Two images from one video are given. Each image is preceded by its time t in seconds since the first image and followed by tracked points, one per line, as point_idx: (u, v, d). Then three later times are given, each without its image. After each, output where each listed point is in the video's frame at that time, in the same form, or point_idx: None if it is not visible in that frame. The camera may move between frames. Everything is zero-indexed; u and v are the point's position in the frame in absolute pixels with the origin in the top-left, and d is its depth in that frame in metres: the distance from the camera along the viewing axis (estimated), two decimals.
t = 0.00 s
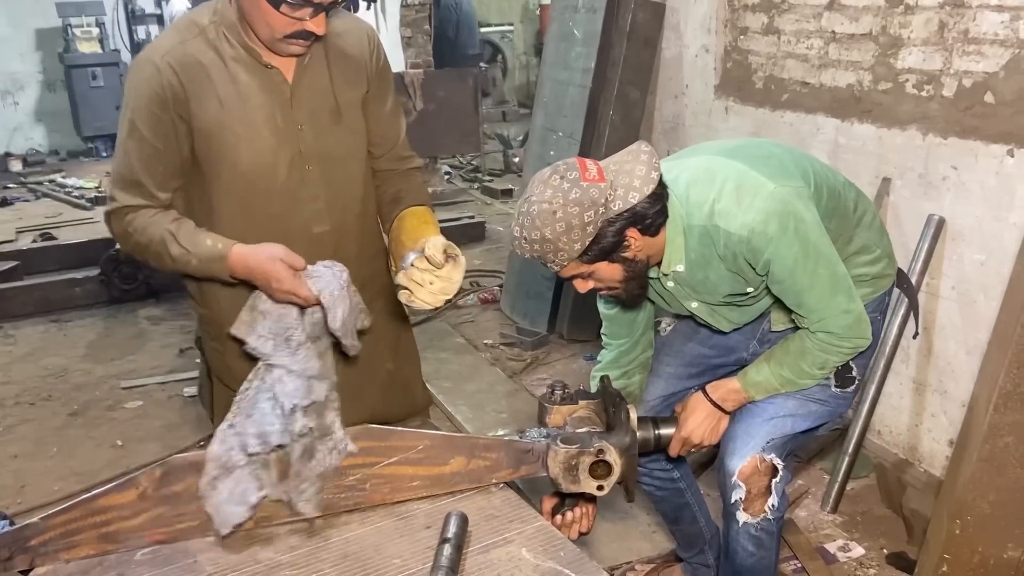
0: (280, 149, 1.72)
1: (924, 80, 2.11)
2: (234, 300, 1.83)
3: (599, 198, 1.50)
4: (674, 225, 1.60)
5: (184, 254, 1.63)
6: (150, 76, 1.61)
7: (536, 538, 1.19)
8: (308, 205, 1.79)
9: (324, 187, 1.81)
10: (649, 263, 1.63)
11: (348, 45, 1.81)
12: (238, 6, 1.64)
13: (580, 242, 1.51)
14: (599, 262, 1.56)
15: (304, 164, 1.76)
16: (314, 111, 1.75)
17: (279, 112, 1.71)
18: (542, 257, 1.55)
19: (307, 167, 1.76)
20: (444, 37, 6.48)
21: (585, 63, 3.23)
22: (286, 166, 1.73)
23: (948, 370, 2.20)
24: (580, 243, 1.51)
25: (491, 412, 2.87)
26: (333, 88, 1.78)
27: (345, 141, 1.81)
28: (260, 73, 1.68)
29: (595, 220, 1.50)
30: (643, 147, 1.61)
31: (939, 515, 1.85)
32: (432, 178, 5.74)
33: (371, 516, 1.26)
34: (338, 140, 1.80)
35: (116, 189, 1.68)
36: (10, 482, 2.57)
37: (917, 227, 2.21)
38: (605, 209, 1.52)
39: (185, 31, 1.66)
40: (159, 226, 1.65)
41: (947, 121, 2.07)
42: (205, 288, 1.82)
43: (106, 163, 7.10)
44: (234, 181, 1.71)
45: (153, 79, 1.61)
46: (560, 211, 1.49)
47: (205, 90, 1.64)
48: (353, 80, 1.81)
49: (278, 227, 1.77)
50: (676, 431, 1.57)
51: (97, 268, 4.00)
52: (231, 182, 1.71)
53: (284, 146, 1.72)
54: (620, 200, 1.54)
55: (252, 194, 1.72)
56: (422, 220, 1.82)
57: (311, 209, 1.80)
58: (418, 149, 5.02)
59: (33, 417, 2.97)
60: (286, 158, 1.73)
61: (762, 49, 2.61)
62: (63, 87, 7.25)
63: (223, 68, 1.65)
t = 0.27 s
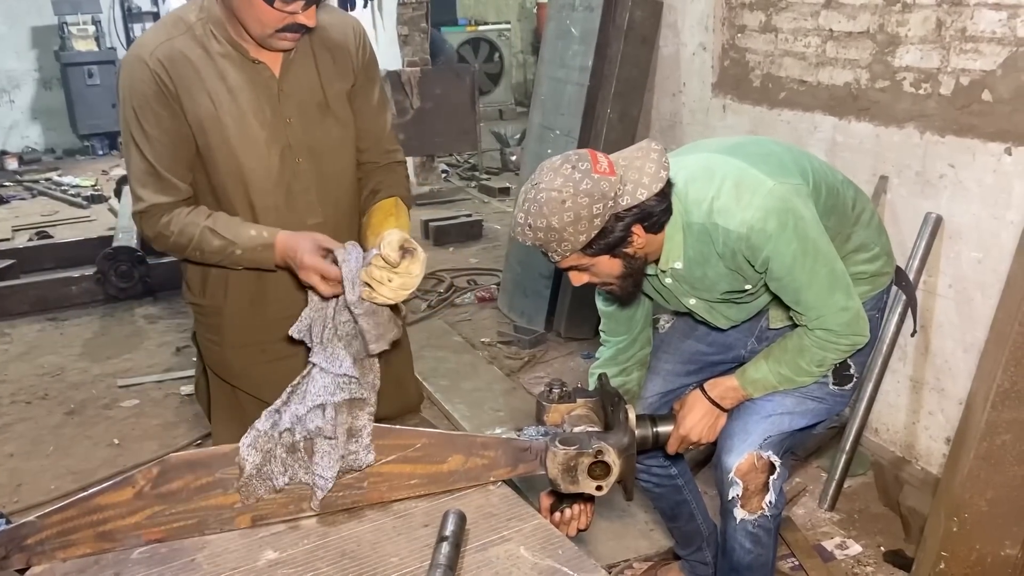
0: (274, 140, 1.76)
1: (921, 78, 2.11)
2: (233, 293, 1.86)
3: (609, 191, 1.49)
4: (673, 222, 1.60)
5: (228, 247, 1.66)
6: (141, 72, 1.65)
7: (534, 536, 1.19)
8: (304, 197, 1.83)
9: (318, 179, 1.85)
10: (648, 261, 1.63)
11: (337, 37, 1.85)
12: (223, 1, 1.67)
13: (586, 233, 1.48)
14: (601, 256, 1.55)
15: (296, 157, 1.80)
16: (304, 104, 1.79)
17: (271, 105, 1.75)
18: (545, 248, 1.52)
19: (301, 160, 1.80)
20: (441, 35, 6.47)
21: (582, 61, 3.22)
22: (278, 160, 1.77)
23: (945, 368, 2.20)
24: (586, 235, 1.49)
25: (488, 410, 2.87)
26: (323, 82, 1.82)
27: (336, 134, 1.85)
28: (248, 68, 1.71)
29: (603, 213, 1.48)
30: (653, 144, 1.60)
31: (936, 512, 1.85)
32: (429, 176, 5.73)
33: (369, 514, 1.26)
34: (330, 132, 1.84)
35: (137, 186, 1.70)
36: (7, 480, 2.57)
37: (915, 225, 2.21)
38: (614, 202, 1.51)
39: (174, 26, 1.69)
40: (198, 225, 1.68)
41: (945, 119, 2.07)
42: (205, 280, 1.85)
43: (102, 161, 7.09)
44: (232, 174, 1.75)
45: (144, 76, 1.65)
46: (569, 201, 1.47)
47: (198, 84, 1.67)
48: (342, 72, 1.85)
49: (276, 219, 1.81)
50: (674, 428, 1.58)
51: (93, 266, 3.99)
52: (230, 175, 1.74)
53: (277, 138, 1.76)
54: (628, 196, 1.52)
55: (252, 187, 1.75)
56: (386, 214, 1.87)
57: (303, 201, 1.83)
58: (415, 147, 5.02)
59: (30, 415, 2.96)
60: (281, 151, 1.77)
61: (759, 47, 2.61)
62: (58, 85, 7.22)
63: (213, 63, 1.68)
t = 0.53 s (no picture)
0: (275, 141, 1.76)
1: (918, 77, 2.11)
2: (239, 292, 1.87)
3: (623, 192, 1.46)
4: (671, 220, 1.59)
5: (238, 261, 1.69)
6: (141, 78, 1.64)
7: (531, 535, 1.19)
8: (304, 197, 1.84)
9: (319, 177, 1.85)
10: (638, 262, 1.62)
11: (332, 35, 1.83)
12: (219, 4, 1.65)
13: (593, 228, 1.46)
14: (601, 252, 1.54)
15: (296, 156, 1.80)
16: (302, 104, 1.79)
17: (270, 106, 1.74)
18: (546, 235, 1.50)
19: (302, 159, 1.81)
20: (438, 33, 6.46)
21: (580, 59, 3.22)
22: (279, 160, 1.77)
23: (942, 367, 2.21)
24: (592, 230, 1.46)
25: (485, 409, 2.87)
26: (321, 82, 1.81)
27: (335, 132, 1.85)
28: (246, 70, 1.70)
29: (613, 212, 1.46)
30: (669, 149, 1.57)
31: (933, 511, 1.86)
32: (426, 175, 5.73)
33: (366, 513, 1.26)
34: (330, 131, 1.84)
35: (144, 190, 1.71)
36: (3, 480, 2.56)
37: (912, 223, 2.21)
38: (625, 203, 1.48)
39: (170, 31, 1.68)
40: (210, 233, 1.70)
41: (941, 118, 2.08)
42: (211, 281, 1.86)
43: (98, 159, 7.08)
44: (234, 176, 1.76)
45: (145, 81, 1.64)
46: (583, 193, 1.44)
47: (197, 88, 1.67)
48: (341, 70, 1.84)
49: (279, 218, 1.83)
50: (671, 427, 1.57)
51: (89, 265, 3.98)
52: (232, 177, 1.74)
53: (276, 139, 1.76)
54: (640, 197, 1.50)
55: (255, 188, 1.76)
56: (379, 210, 1.88)
57: (304, 199, 1.84)
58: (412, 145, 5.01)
59: (26, 414, 2.96)
60: (282, 151, 1.77)
61: (756, 46, 2.61)
62: (55, 83, 7.20)
63: (211, 66, 1.67)
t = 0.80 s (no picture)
0: (339, 159, 1.69)
1: (915, 76, 2.11)
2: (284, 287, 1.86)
3: (628, 192, 1.46)
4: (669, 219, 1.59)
5: (282, 270, 1.66)
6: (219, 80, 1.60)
7: (528, 535, 1.19)
8: (359, 216, 1.77)
9: (382, 198, 1.78)
10: (637, 262, 1.63)
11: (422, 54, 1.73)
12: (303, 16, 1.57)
13: (596, 226, 1.46)
14: (602, 251, 1.54)
15: (358, 175, 1.72)
16: (372, 125, 1.70)
17: (341, 122, 1.67)
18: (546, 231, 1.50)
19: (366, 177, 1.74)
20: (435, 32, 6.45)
21: (577, 58, 3.21)
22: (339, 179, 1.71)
23: (939, 366, 2.21)
24: (596, 228, 1.46)
25: (483, 409, 2.87)
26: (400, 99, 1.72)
27: (402, 156, 1.76)
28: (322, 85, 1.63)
29: (617, 211, 1.47)
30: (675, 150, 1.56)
31: (930, 510, 1.86)
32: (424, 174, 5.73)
33: (363, 513, 1.26)
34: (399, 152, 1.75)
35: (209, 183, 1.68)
36: None
37: (909, 222, 2.21)
38: (629, 202, 1.49)
39: (254, 34, 1.62)
40: (261, 239, 1.68)
41: (939, 117, 2.08)
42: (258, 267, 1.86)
43: (94, 158, 7.06)
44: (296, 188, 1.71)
45: (221, 83, 1.59)
46: (589, 190, 1.43)
47: (271, 98, 1.61)
48: (418, 91, 1.74)
49: (330, 233, 1.77)
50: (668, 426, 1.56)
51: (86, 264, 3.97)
52: (291, 188, 1.69)
53: (341, 157, 1.69)
54: (644, 198, 1.51)
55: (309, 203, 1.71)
56: (439, 240, 1.80)
57: (361, 220, 1.77)
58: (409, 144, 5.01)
59: (22, 414, 2.95)
60: (347, 168, 1.71)
61: (754, 45, 2.61)
62: (51, 82, 7.19)
63: (289, 77, 1.61)
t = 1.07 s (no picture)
0: (377, 179, 1.76)
1: (913, 76, 2.12)
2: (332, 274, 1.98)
3: (628, 187, 1.45)
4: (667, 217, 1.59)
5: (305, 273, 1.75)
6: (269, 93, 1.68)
7: (526, 535, 1.19)
8: (396, 230, 1.85)
9: (418, 218, 1.85)
10: (642, 258, 1.62)
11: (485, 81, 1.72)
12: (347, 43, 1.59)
13: (598, 223, 1.46)
14: (604, 249, 1.54)
15: (397, 194, 1.79)
16: (413, 151, 1.75)
17: (382, 146, 1.72)
18: (547, 230, 1.49)
19: (402, 199, 1.80)
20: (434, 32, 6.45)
21: (575, 58, 3.21)
22: (377, 197, 1.79)
23: (937, 365, 2.21)
24: (598, 226, 1.46)
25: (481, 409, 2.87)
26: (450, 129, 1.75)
27: (441, 180, 1.81)
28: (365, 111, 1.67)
29: (618, 207, 1.46)
30: (668, 145, 1.57)
31: (927, 510, 1.87)
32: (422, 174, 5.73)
33: (361, 513, 1.26)
34: (438, 176, 1.81)
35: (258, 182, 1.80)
36: None
37: (906, 222, 2.21)
38: (629, 198, 1.48)
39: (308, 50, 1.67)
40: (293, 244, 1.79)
41: (936, 116, 2.08)
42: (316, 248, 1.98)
43: (91, 158, 7.05)
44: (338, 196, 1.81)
45: (270, 97, 1.67)
46: (589, 187, 1.42)
47: (318, 117, 1.67)
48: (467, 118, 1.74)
49: (371, 242, 1.86)
50: (667, 425, 1.60)
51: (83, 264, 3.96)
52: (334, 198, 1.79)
53: (378, 177, 1.76)
54: (644, 194, 1.50)
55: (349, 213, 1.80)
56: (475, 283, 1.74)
57: (399, 234, 1.86)
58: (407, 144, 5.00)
59: (19, 414, 2.94)
60: (384, 188, 1.78)
61: (751, 44, 2.62)
62: (48, 82, 7.19)
63: (335, 98, 1.66)
